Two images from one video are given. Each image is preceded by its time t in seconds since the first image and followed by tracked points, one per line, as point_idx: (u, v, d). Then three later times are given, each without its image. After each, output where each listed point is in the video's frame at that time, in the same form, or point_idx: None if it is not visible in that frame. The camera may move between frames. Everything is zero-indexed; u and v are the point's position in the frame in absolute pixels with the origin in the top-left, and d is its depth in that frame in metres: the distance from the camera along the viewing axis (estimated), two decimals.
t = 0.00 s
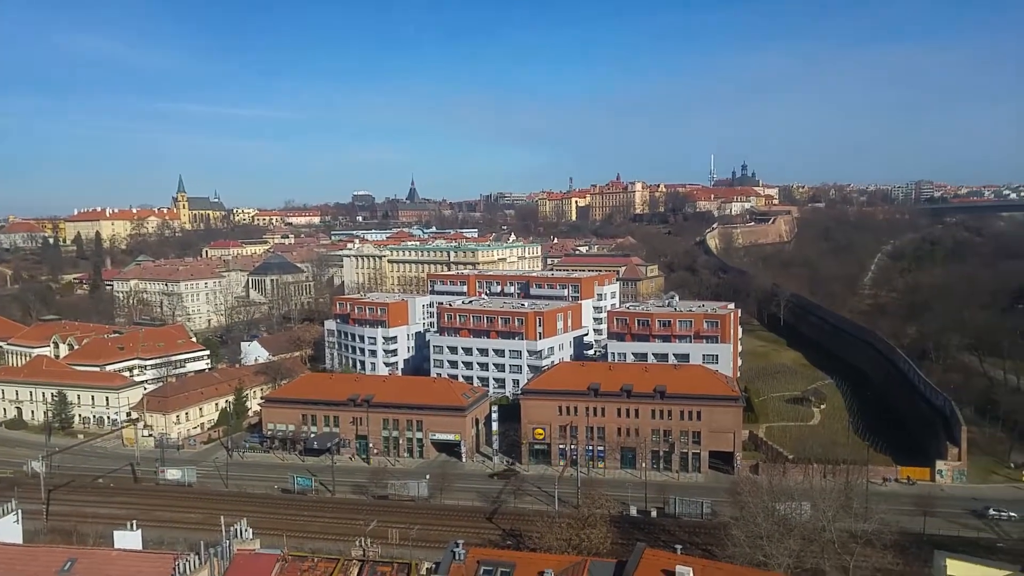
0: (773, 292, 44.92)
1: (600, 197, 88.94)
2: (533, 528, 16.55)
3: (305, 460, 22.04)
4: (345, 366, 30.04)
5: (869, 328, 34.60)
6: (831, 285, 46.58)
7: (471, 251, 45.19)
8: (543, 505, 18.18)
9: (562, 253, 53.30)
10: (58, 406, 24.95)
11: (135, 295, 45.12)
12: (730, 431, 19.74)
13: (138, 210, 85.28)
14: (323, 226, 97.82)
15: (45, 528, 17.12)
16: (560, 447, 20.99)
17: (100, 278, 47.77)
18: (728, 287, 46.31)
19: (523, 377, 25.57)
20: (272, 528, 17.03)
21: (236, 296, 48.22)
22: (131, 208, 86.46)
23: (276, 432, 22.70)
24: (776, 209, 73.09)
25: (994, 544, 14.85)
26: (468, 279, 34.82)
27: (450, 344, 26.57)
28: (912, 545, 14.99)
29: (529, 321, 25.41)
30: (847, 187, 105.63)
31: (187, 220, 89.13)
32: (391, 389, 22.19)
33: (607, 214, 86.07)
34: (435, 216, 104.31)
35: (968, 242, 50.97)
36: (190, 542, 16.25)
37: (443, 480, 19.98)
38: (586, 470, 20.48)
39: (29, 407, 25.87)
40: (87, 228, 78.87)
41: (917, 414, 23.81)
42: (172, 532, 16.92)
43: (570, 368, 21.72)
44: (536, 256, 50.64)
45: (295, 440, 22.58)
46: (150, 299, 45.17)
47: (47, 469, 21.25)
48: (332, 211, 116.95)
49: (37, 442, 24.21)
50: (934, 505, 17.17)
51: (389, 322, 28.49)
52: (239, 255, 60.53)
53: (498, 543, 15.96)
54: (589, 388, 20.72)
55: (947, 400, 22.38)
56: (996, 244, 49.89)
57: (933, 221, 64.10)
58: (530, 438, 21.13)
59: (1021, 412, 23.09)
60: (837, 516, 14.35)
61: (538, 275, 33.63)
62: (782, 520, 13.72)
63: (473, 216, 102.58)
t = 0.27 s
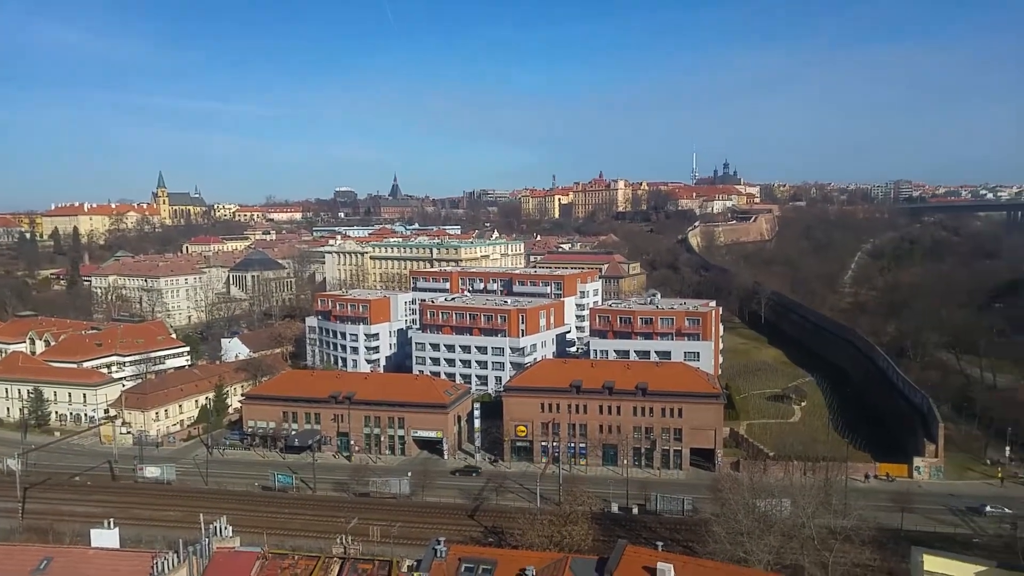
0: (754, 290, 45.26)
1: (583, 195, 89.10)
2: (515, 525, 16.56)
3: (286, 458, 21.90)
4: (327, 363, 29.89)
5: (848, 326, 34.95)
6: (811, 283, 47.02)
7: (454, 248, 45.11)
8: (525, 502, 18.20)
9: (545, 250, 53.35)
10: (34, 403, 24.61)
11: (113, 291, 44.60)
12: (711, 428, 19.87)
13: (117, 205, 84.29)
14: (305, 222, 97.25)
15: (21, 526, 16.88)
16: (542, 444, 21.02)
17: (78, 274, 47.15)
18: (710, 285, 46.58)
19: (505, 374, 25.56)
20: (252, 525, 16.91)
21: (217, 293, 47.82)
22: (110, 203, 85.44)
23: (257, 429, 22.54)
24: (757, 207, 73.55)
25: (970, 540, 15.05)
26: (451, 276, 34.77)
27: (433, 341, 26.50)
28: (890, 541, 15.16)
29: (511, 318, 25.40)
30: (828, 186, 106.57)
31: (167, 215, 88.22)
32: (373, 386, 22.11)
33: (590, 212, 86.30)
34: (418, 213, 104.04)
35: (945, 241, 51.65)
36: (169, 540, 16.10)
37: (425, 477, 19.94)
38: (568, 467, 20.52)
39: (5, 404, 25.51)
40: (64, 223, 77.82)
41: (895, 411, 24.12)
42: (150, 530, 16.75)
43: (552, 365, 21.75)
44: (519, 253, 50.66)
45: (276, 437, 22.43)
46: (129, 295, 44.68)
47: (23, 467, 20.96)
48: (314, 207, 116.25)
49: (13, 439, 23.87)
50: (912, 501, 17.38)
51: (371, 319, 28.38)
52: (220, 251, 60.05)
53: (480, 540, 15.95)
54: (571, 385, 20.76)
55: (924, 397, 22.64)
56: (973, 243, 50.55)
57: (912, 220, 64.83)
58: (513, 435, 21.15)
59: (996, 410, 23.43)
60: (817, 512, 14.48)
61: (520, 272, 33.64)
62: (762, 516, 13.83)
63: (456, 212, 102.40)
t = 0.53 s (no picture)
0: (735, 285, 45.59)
1: (566, 191, 89.24)
2: (500, 522, 16.60)
3: (269, 458, 21.80)
4: (310, 361, 29.75)
5: (829, 320, 35.30)
6: (792, 278, 47.44)
7: (438, 245, 45.03)
8: (511, 499, 18.25)
9: (528, 247, 53.39)
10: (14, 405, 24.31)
11: (92, 291, 44.08)
12: (694, 423, 20.02)
13: (95, 204, 83.27)
14: (286, 220, 96.63)
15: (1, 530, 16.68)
16: (527, 441, 21.07)
17: (56, 274, 46.58)
18: (692, 281, 46.88)
19: (489, 371, 25.57)
20: (236, 526, 16.81)
21: (198, 292, 47.41)
22: (87, 203, 84.37)
23: (240, 429, 22.40)
24: (738, 203, 74.06)
25: (949, 531, 15.29)
26: (434, 274, 34.71)
27: (416, 339, 26.44)
28: (871, 533, 15.37)
29: (495, 316, 25.42)
30: (808, 181, 107.50)
31: (146, 214, 87.28)
32: (357, 385, 22.04)
33: (573, 208, 86.48)
34: (401, 210, 103.72)
35: (923, 235, 52.30)
36: (152, 542, 15.97)
37: (410, 475, 19.91)
38: (553, 464, 20.59)
39: None
40: (41, 223, 76.75)
41: (876, 405, 24.41)
42: (133, 532, 16.60)
43: (536, 362, 21.79)
44: (503, 250, 50.66)
45: (259, 437, 22.31)
46: (108, 295, 44.19)
47: (2, 470, 20.68)
48: (295, 206, 115.50)
49: None
50: (893, 493, 17.63)
51: (354, 317, 28.26)
52: (201, 250, 59.55)
53: (466, 537, 15.97)
54: (555, 382, 20.83)
55: (905, 390, 22.89)
56: (950, 237, 51.21)
57: (891, 215, 65.54)
58: (497, 432, 21.18)
59: (974, 401, 23.79)
60: (800, 506, 14.64)
61: (504, 270, 33.65)
62: (746, 511, 13.96)
63: (439, 210, 102.22)
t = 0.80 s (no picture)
0: (717, 282, 45.85)
1: (549, 189, 89.32)
2: (484, 519, 16.59)
3: (251, 457, 21.63)
4: (292, 360, 29.57)
5: (809, 316, 35.58)
6: (774, 275, 47.79)
7: (421, 243, 44.88)
8: (495, 496, 18.23)
9: (511, 245, 53.37)
10: None
11: (69, 291, 43.52)
12: (677, 419, 20.10)
13: (72, 202, 82.15)
14: (268, 218, 95.92)
15: None
16: (511, 439, 21.06)
17: (32, 273, 45.92)
18: (674, 278, 47.07)
19: (474, 369, 25.53)
20: (218, 527, 16.67)
21: (178, 291, 46.94)
22: (64, 201, 83.22)
23: (221, 429, 22.22)
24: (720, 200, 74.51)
25: (927, 523, 15.48)
26: (417, 272, 34.60)
27: (400, 337, 26.34)
28: (850, 526, 15.52)
29: (479, 313, 25.38)
30: (788, 179, 108.39)
31: (124, 212, 86.24)
32: (340, 384, 21.93)
33: (556, 206, 86.55)
34: (383, 208, 103.27)
35: (901, 232, 52.89)
36: (131, 544, 15.80)
37: (393, 474, 19.84)
38: (537, 461, 20.59)
39: None
40: (16, 221, 75.61)
41: (855, 399, 24.62)
42: (112, 535, 16.42)
43: (520, 359, 21.78)
44: (486, 248, 50.60)
45: (241, 437, 22.13)
46: (86, 295, 43.64)
47: None
48: (276, 204, 114.71)
49: None
50: (872, 487, 17.81)
51: (336, 316, 28.12)
52: (181, 248, 58.96)
53: (449, 535, 15.94)
54: (539, 379, 20.84)
55: (882, 384, 23.10)
56: (927, 234, 51.87)
57: (869, 212, 66.22)
58: (481, 430, 21.14)
59: (950, 395, 24.09)
60: (781, 500, 14.75)
61: (487, 267, 33.61)
62: (728, 505, 14.05)
63: (421, 207, 101.87)
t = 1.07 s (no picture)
0: (698, 280, 46.15)
1: (531, 185, 89.39)
2: (465, 515, 16.62)
3: (231, 453, 21.51)
4: (271, 355, 29.41)
5: (788, 314, 35.91)
6: (754, 273, 48.18)
7: (402, 238, 44.76)
8: (475, 492, 18.27)
9: (493, 241, 53.36)
10: None
11: (44, 284, 42.92)
12: (656, 415, 20.23)
13: (48, 194, 80.94)
14: (248, 212, 95.10)
15: None
16: (492, 434, 21.10)
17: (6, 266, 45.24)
18: (655, 275, 47.31)
19: (456, 365, 25.55)
20: (195, 523, 16.57)
21: (156, 285, 46.48)
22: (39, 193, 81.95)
23: (200, 424, 22.07)
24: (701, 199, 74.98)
25: (899, 517, 15.73)
26: (399, 267, 34.52)
27: (381, 333, 26.28)
28: (825, 520, 15.74)
29: (462, 310, 25.39)
30: (768, 178, 109.34)
31: (101, 204, 85.14)
32: (320, 379, 21.84)
33: (538, 202, 86.62)
34: (365, 203, 102.81)
35: (879, 232, 53.54)
36: (106, 541, 15.67)
37: (373, 470, 19.81)
38: (518, 456, 20.65)
39: None
40: None
41: (831, 396, 24.90)
42: (87, 531, 16.27)
43: (501, 356, 21.81)
44: (468, 244, 50.55)
45: (221, 432, 21.99)
46: (61, 288, 43.09)
47: None
48: (257, 197, 113.79)
49: None
50: (847, 482, 18.05)
51: (317, 311, 27.99)
52: (159, 242, 58.34)
53: (429, 531, 15.96)
54: (521, 375, 20.90)
55: (858, 380, 23.39)
56: (903, 234, 52.57)
57: (848, 212, 66.98)
58: (463, 426, 21.15)
59: (924, 391, 24.46)
60: (758, 495, 14.93)
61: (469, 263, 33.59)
62: (706, 500, 14.18)
63: (403, 203, 101.53)
